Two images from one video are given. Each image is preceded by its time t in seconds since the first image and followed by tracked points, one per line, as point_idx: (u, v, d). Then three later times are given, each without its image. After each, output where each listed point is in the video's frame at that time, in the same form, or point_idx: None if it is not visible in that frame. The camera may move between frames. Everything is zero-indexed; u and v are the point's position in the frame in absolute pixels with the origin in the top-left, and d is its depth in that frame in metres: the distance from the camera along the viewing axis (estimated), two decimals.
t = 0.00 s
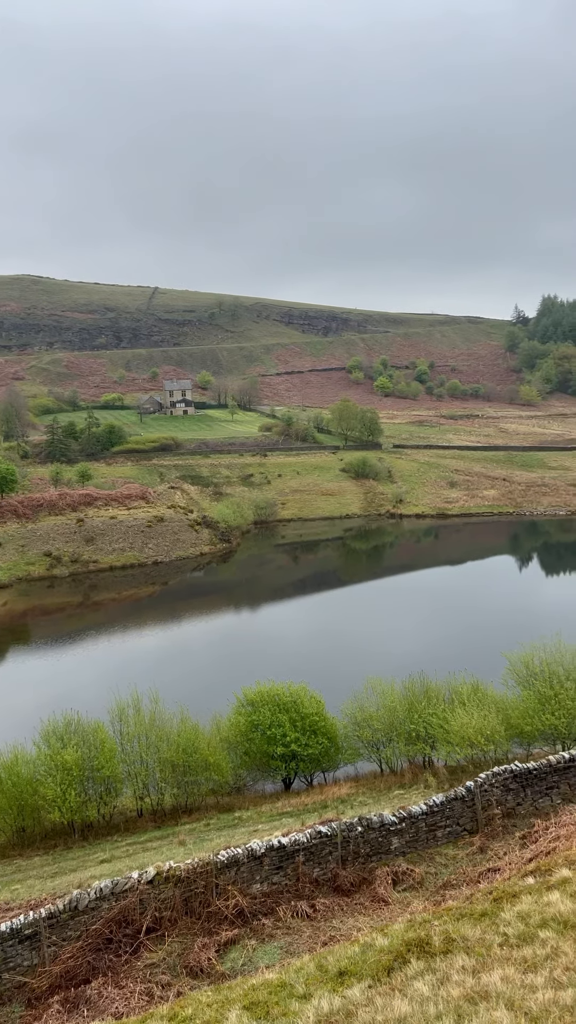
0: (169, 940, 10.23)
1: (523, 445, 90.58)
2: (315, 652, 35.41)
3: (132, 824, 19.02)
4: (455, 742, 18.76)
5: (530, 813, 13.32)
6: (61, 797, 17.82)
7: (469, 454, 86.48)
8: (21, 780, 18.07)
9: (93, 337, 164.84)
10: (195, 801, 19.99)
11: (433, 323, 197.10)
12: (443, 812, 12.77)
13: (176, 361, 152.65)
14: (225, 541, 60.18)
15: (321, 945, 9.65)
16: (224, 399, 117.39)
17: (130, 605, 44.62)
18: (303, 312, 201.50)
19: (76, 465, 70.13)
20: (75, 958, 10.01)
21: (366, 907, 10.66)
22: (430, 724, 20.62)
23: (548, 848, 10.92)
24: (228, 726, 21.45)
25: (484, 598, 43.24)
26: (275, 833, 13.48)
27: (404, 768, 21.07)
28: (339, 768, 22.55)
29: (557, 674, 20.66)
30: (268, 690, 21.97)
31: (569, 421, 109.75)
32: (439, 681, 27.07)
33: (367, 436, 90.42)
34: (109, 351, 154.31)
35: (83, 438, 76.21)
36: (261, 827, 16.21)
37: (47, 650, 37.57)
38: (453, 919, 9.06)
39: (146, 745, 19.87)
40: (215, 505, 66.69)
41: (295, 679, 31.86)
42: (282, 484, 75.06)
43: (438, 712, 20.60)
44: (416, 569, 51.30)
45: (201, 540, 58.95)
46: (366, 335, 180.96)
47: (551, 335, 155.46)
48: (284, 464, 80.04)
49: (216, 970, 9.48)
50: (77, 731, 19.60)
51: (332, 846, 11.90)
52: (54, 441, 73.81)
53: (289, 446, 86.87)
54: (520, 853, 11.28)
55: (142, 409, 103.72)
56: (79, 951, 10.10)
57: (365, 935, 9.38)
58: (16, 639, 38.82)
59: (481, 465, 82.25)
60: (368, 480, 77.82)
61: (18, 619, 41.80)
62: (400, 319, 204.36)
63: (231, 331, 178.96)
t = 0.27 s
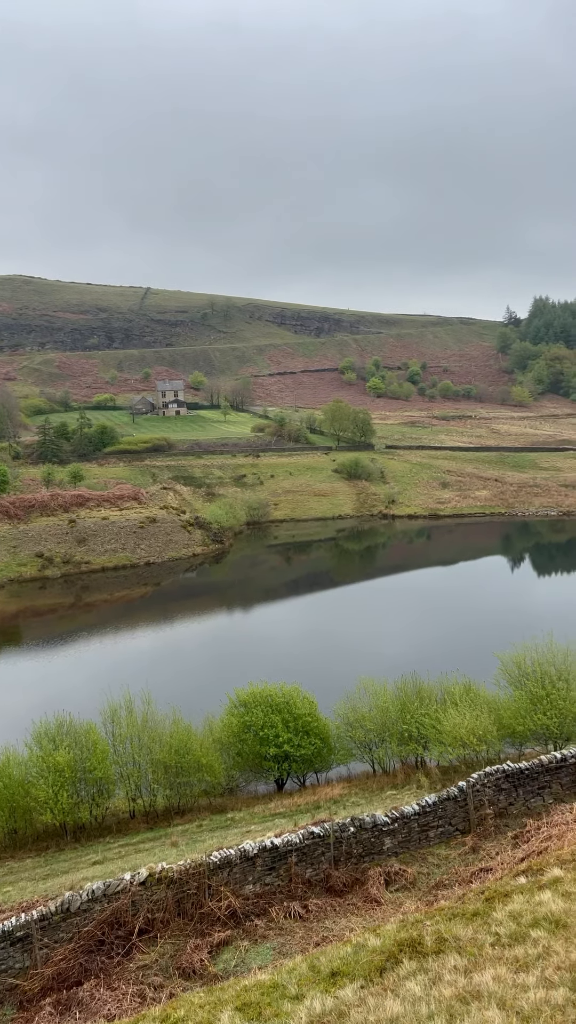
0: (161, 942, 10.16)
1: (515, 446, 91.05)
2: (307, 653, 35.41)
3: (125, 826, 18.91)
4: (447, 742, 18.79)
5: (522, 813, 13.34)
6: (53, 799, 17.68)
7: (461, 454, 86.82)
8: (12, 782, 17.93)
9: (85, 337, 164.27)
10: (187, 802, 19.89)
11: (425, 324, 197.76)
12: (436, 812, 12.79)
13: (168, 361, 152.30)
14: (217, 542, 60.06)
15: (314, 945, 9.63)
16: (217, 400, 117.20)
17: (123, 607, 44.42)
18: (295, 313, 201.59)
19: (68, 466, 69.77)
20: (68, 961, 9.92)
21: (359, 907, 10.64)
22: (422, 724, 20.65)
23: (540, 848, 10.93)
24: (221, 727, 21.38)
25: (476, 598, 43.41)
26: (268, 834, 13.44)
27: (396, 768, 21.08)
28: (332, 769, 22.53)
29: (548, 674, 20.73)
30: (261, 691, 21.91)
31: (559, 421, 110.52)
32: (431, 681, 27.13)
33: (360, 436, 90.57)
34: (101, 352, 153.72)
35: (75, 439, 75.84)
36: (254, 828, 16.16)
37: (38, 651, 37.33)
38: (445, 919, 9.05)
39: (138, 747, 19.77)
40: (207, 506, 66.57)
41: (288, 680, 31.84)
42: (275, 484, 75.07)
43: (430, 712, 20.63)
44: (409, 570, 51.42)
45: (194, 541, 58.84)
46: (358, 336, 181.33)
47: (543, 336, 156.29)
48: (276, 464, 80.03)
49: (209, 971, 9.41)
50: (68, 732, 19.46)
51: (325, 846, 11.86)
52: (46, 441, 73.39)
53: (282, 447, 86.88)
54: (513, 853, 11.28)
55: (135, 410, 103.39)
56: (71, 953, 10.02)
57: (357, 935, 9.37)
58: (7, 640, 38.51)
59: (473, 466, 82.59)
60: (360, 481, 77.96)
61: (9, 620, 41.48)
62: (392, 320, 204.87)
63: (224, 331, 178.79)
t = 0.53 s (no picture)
0: (154, 944, 10.09)
1: (507, 447, 91.50)
2: (300, 653, 35.40)
3: (117, 827, 18.79)
4: (440, 742, 18.81)
5: (514, 813, 13.37)
6: (45, 801, 17.56)
7: (453, 455, 87.14)
8: (4, 783, 17.80)
9: (77, 338, 163.56)
10: (180, 804, 19.77)
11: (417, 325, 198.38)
12: (428, 812, 12.79)
13: (161, 362, 151.92)
14: (210, 543, 59.91)
15: (306, 945, 9.60)
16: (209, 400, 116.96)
17: (115, 608, 44.23)
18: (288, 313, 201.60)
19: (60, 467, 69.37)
20: (60, 963, 9.85)
21: (352, 907, 10.62)
22: (415, 725, 20.67)
23: (532, 848, 10.95)
24: (214, 728, 21.31)
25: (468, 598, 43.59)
26: (261, 835, 13.39)
27: (389, 768, 21.08)
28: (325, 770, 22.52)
29: (540, 674, 20.81)
30: (254, 692, 21.87)
31: (550, 422, 111.26)
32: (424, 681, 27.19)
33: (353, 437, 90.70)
34: (93, 352, 153.10)
35: (67, 439, 75.45)
36: (247, 829, 16.08)
37: (30, 652, 37.12)
38: (437, 919, 9.04)
39: (131, 748, 19.68)
40: (200, 507, 66.42)
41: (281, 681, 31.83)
42: (267, 485, 75.02)
43: (423, 712, 20.66)
44: (401, 570, 51.54)
45: (186, 542, 58.66)
46: (351, 337, 181.71)
47: (534, 337, 157.18)
48: (269, 465, 79.97)
49: (201, 973, 9.35)
50: (61, 734, 19.34)
51: (318, 847, 11.83)
52: (38, 442, 72.94)
53: (274, 448, 86.84)
54: (505, 853, 11.29)
55: (127, 410, 103.03)
56: (63, 955, 9.96)
57: (350, 935, 9.35)
58: None
59: (465, 467, 82.90)
60: (353, 482, 78.06)
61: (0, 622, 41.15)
62: (385, 321, 205.38)
63: (216, 332, 178.63)
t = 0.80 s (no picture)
0: (146, 946, 10.02)
1: (498, 448, 91.91)
2: (293, 654, 35.39)
3: (110, 829, 18.67)
4: (432, 742, 18.83)
5: (506, 813, 13.39)
6: (37, 802, 17.43)
7: (445, 456, 87.46)
8: None
9: (69, 338, 162.84)
10: (173, 805, 19.65)
11: (409, 326, 198.90)
12: (421, 813, 12.79)
13: (153, 363, 151.55)
14: (203, 544, 59.75)
15: (300, 946, 9.58)
16: (202, 401, 116.78)
17: (107, 609, 44.01)
18: (281, 314, 201.63)
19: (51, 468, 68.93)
20: (52, 965, 9.76)
21: (344, 908, 10.60)
22: (408, 725, 20.66)
23: (524, 848, 10.97)
24: (207, 730, 21.23)
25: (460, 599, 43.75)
26: (254, 837, 13.34)
27: (382, 768, 21.08)
28: (318, 771, 22.49)
29: (532, 674, 20.90)
30: (246, 692, 21.81)
31: (542, 422, 111.95)
32: (417, 681, 27.21)
33: (345, 438, 90.80)
34: (85, 353, 152.47)
35: (59, 440, 75.03)
36: (240, 830, 16.01)
37: (22, 654, 36.84)
38: (429, 920, 9.04)
39: (123, 750, 19.58)
40: (193, 508, 66.25)
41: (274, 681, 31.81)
42: (260, 486, 74.94)
43: (416, 712, 20.67)
44: (394, 570, 51.67)
45: (179, 543, 58.44)
46: (343, 338, 182.06)
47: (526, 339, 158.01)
48: (262, 466, 79.87)
49: (194, 974, 9.28)
50: (53, 736, 19.19)
51: (310, 848, 11.78)
52: (29, 443, 72.48)
53: (267, 449, 86.79)
54: (497, 853, 11.30)
55: (119, 411, 102.67)
56: (55, 957, 9.86)
57: (343, 936, 9.34)
58: None
59: (457, 468, 83.20)
60: (346, 483, 78.14)
61: None
62: (377, 322, 205.83)
63: (209, 333, 178.47)
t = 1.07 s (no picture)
0: (139, 946, 9.96)
1: (491, 449, 92.32)
2: (286, 654, 35.37)
3: (102, 830, 18.55)
4: (425, 742, 18.85)
5: (499, 813, 13.42)
6: (30, 804, 17.32)
7: (438, 457, 87.75)
8: None
9: (61, 339, 162.16)
10: (165, 807, 19.55)
11: (402, 328, 199.41)
12: (414, 813, 12.80)
13: (146, 363, 151.19)
14: (196, 545, 59.63)
15: (293, 947, 9.55)
16: (195, 402, 116.61)
17: (100, 610, 43.82)
18: (273, 315, 201.63)
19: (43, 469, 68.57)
20: (45, 967, 9.69)
21: (337, 909, 10.58)
22: (401, 725, 20.67)
23: (516, 847, 11.00)
24: (199, 731, 21.17)
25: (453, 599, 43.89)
26: (247, 838, 13.29)
27: (375, 769, 21.07)
28: (311, 771, 22.46)
29: (525, 675, 20.98)
30: (239, 693, 21.76)
31: (533, 423, 112.61)
32: (410, 681, 27.25)
33: (338, 439, 90.90)
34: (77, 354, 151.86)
35: (51, 441, 74.67)
36: (233, 831, 15.96)
37: (13, 655, 36.61)
38: (422, 920, 9.03)
39: (116, 751, 19.46)
40: (186, 509, 66.11)
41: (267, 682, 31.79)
42: (253, 487, 74.87)
43: (408, 712, 20.68)
44: (387, 571, 51.75)
45: (172, 544, 58.25)
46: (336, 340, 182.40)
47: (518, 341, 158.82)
48: (255, 467, 79.80)
49: (187, 976, 9.23)
50: (45, 737, 19.09)
51: (303, 849, 11.76)
52: (21, 444, 72.06)
53: (260, 450, 86.74)
54: (490, 853, 11.32)
55: (112, 412, 102.33)
56: (48, 959, 9.79)
57: (336, 936, 9.33)
58: None
59: (450, 469, 83.49)
60: (339, 484, 78.23)
61: None
62: (370, 323, 206.32)
63: (202, 334, 178.25)
